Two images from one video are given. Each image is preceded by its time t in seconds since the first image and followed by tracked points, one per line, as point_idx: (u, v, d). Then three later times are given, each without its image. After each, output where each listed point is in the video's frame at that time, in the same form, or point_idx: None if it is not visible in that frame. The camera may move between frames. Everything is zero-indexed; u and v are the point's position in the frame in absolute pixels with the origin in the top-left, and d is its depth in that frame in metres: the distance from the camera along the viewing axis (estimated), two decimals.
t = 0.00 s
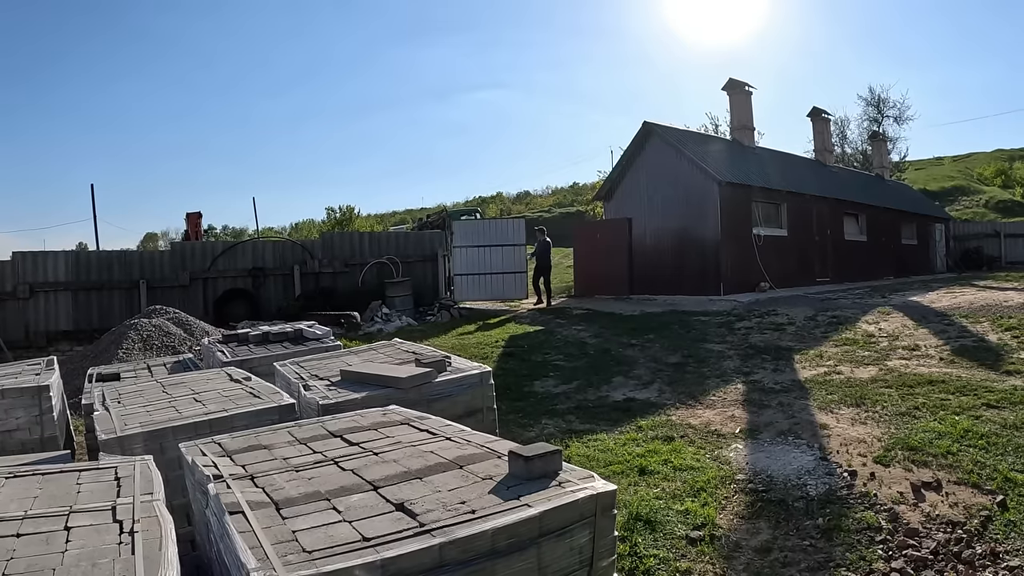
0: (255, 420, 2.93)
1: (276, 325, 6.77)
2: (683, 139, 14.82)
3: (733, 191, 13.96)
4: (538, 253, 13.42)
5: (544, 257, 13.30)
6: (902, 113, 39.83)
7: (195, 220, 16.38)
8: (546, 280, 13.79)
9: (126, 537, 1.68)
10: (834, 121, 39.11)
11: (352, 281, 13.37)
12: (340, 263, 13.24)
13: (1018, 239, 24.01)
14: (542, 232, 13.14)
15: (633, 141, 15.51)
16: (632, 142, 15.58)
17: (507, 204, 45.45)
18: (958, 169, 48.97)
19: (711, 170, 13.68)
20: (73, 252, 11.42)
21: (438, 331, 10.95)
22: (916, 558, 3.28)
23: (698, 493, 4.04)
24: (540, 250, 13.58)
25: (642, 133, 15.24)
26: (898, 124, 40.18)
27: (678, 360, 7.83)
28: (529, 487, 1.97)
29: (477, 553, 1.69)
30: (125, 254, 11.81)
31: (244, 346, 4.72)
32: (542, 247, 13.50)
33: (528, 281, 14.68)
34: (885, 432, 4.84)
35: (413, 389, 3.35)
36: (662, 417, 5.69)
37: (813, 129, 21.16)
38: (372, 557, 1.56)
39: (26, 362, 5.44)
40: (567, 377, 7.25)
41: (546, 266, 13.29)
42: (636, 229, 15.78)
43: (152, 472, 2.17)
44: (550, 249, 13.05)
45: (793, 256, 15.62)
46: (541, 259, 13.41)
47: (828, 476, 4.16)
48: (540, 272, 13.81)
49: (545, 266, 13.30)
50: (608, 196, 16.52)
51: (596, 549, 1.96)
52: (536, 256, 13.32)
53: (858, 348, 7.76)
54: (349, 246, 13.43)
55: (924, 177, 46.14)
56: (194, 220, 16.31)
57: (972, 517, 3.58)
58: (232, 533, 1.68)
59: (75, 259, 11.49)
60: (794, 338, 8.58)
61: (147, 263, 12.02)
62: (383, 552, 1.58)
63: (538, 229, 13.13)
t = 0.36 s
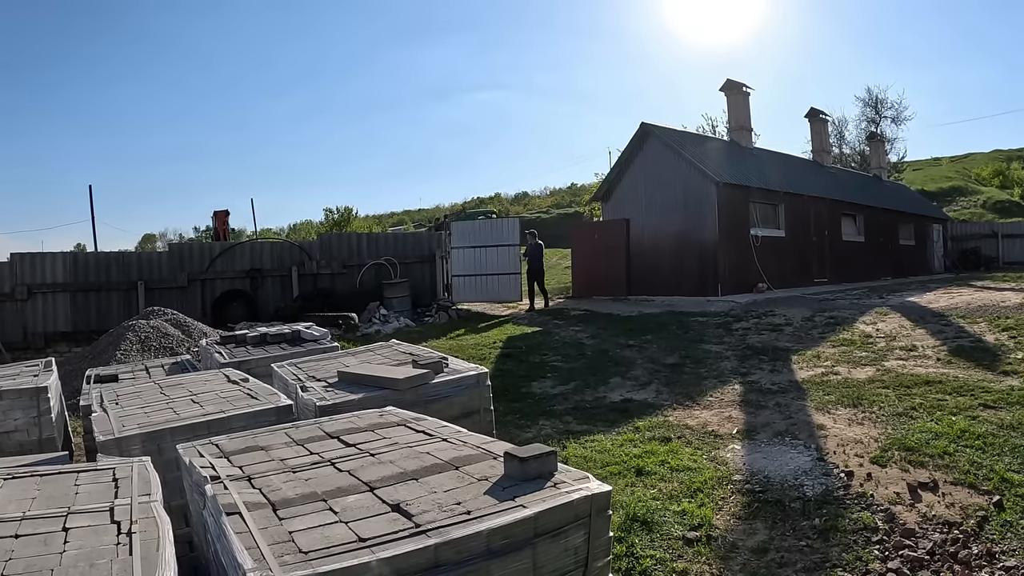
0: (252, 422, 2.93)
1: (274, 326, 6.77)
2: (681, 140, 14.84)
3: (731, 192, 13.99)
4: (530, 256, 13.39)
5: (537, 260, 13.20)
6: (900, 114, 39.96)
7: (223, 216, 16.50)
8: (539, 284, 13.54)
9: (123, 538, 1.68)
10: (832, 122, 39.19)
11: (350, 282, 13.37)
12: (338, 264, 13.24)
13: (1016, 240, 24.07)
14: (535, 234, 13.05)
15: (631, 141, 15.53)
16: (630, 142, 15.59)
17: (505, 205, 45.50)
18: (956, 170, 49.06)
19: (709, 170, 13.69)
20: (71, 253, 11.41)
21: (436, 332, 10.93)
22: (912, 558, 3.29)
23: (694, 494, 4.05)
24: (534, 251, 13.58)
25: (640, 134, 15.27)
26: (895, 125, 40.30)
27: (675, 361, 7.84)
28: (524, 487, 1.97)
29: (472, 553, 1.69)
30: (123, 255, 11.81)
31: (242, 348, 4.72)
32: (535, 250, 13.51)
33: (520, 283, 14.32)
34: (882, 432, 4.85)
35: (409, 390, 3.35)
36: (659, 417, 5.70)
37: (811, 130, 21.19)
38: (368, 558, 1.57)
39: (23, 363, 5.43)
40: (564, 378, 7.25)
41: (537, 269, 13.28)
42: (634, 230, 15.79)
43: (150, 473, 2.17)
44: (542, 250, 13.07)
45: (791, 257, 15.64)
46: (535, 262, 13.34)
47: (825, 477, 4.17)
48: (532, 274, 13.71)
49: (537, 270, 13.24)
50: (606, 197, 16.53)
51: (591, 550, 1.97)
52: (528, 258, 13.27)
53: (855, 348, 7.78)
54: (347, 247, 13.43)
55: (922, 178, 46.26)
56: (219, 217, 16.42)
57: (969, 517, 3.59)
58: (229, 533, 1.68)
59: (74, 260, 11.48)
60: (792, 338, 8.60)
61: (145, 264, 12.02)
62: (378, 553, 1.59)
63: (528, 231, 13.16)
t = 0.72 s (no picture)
0: (249, 422, 2.93)
1: (271, 327, 6.75)
2: (679, 141, 14.85)
3: (729, 192, 14.00)
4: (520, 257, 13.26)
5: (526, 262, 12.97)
6: (897, 115, 40.12)
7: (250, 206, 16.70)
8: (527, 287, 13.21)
9: (119, 539, 1.68)
10: (829, 122, 39.24)
11: (348, 282, 13.36)
12: (335, 265, 13.23)
13: (1013, 240, 24.13)
14: (525, 234, 12.86)
15: (629, 141, 15.52)
16: (628, 142, 15.59)
17: (503, 205, 45.52)
18: (953, 170, 49.18)
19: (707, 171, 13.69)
20: (68, 254, 11.38)
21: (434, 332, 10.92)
22: (910, 558, 3.30)
23: (692, 494, 4.05)
24: (524, 251, 13.31)
25: (637, 134, 15.27)
26: (893, 125, 40.41)
27: (673, 361, 7.84)
28: (521, 488, 1.97)
29: (469, 554, 1.69)
30: (120, 255, 11.79)
31: (239, 348, 4.72)
32: (526, 250, 13.38)
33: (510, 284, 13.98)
34: (880, 432, 4.86)
35: (406, 391, 3.35)
36: (657, 418, 5.70)
37: (808, 130, 21.21)
38: (364, 559, 1.56)
39: (19, 364, 5.41)
40: (562, 379, 7.24)
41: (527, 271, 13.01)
42: (632, 230, 15.79)
43: (147, 475, 2.16)
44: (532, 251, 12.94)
45: (789, 257, 15.65)
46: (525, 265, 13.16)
47: (823, 477, 4.18)
48: (521, 275, 13.56)
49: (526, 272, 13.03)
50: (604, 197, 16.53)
51: (589, 551, 1.97)
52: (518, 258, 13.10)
53: (853, 348, 7.79)
54: (345, 247, 13.42)
55: (919, 178, 46.37)
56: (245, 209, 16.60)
57: (967, 517, 3.59)
58: (225, 535, 1.68)
59: (71, 261, 11.46)
60: (789, 338, 8.61)
61: (143, 264, 11.99)
62: (375, 554, 1.58)
63: (519, 230, 13.35)
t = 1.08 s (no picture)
0: (248, 423, 2.93)
1: (270, 327, 6.75)
2: (678, 141, 14.84)
3: (728, 193, 14.00)
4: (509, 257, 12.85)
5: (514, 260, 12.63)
6: (896, 116, 40.21)
7: (277, 203, 17.55)
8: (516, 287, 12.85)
9: (118, 540, 1.67)
10: (829, 122, 39.28)
11: (347, 283, 13.35)
12: (334, 265, 13.22)
13: (1012, 240, 24.16)
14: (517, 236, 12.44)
15: (628, 142, 15.51)
16: (627, 143, 15.58)
17: (501, 206, 45.55)
18: (952, 171, 49.27)
19: (706, 171, 13.69)
20: (66, 254, 11.35)
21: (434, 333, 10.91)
22: (911, 558, 3.29)
23: (693, 494, 4.05)
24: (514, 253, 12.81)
25: (636, 134, 15.27)
26: (892, 126, 40.48)
27: (672, 361, 7.84)
28: (522, 488, 1.97)
29: (471, 555, 1.69)
30: (119, 256, 11.77)
31: (238, 348, 4.72)
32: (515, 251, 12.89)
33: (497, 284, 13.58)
34: (879, 432, 4.86)
35: (406, 391, 3.35)
36: (657, 418, 5.70)
37: (807, 130, 21.22)
38: (365, 560, 1.56)
39: (18, 364, 5.40)
40: (561, 379, 7.23)
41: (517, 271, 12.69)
42: (631, 230, 15.79)
43: (146, 475, 2.16)
44: (522, 250, 12.61)
45: (788, 257, 15.66)
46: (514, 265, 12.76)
47: (823, 477, 4.17)
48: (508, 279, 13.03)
49: (516, 272, 12.71)
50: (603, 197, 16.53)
51: (590, 551, 1.96)
52: (508, 256, 12.80)
53: (853, 348, 7.80)
54: (344, 248, 13.39)
55: (917, 178, 46.44)
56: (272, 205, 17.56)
57: (967, 517, 3.59)
58: (224, 535, 1.67)
59: (69, 261, 11.44)
60: (789, 339, 8.60)
61: (141, 265, 11.97)
62: (375, 555, 1.58)
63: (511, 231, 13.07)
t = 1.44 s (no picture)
0: (247, 422, 2.92)
1: (269, 327, 6.73)
2: (677, 141, 14.84)
3: (727, 192, 14.00)
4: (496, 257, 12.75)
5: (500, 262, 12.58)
6: (896, 115, 40.26)
7: (301, 201, 17.47)
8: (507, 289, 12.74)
9: (115, 539, 1.67)
10: (828, 122, 39.29)
11: (346, 283, 13.34)
12: (334, 265, 13.21)
13: (1011, 240, 24.16)
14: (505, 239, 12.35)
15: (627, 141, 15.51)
16: (626, 142, 15.57)
17: (501, 206, 45.56)
18: (951, 170, 49.29)
19: (705, 171, 13.69)
20: (65, 254, 11.35)
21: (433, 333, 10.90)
22: (911, 557, 3.29)
23: (693, 493, 4.04)
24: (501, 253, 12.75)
25: (636, 134, 15.27)
26: (891, 126, 40.51)
27: (672, 361, 7.84)
28: (522, 487, 1.97)
29: (470, 554, 1.68)
30: (118, 255, 11.76)
31: (238, 348, 4.71)
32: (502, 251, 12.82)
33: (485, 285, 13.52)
34: (879, 432, 4.85)
35: (405, 390, 3.34)
36: (656, 417, 5.70)
37: (806, 130, 21.22)
38: (364, 559, 1.55)
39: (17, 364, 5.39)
40: (561, 379, 7.22)
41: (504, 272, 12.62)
42: (630, 230, 15.79)
43: (143, 474, 2.15)
44: (509, 252, 12.55)
45: (787, 257, 15.66)
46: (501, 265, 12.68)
47: (823, 476, 4.17)
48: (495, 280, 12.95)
49: (503, 273, 12.65)
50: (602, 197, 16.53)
51: (591, 550, 1.96)
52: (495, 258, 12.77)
53: (852, 348, 7.79)
54: (343, 248, 13.38)
55: (917, 178, 46.43)
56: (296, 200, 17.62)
57: (968, 516, 3.59)
58: (223, 534, 1.67)
59: (69, 261, 11.43)
60: (789, 338, 8.60)
61: (140, 265, 11.97)
62: (375, 554, 1.57)
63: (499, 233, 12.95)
